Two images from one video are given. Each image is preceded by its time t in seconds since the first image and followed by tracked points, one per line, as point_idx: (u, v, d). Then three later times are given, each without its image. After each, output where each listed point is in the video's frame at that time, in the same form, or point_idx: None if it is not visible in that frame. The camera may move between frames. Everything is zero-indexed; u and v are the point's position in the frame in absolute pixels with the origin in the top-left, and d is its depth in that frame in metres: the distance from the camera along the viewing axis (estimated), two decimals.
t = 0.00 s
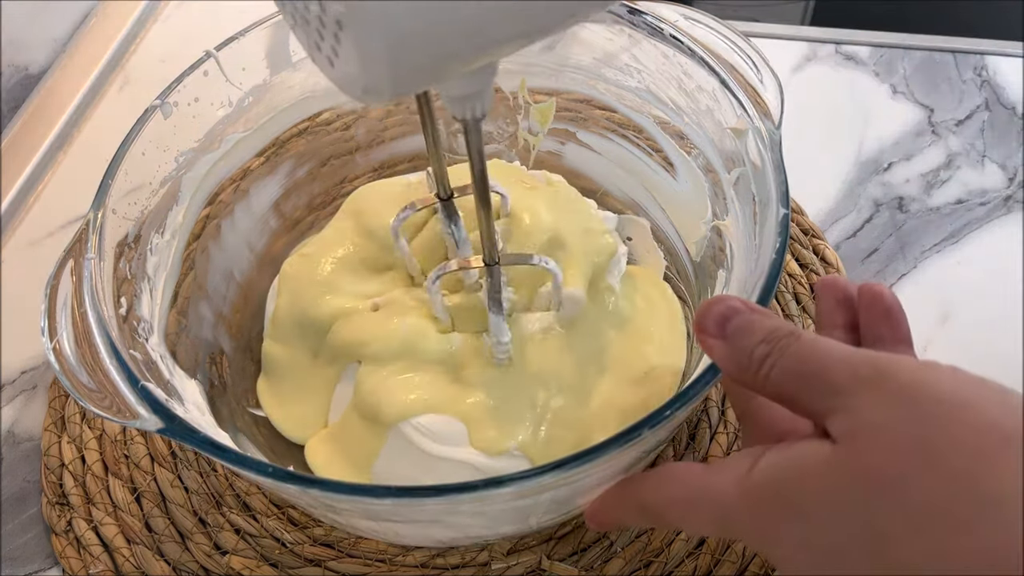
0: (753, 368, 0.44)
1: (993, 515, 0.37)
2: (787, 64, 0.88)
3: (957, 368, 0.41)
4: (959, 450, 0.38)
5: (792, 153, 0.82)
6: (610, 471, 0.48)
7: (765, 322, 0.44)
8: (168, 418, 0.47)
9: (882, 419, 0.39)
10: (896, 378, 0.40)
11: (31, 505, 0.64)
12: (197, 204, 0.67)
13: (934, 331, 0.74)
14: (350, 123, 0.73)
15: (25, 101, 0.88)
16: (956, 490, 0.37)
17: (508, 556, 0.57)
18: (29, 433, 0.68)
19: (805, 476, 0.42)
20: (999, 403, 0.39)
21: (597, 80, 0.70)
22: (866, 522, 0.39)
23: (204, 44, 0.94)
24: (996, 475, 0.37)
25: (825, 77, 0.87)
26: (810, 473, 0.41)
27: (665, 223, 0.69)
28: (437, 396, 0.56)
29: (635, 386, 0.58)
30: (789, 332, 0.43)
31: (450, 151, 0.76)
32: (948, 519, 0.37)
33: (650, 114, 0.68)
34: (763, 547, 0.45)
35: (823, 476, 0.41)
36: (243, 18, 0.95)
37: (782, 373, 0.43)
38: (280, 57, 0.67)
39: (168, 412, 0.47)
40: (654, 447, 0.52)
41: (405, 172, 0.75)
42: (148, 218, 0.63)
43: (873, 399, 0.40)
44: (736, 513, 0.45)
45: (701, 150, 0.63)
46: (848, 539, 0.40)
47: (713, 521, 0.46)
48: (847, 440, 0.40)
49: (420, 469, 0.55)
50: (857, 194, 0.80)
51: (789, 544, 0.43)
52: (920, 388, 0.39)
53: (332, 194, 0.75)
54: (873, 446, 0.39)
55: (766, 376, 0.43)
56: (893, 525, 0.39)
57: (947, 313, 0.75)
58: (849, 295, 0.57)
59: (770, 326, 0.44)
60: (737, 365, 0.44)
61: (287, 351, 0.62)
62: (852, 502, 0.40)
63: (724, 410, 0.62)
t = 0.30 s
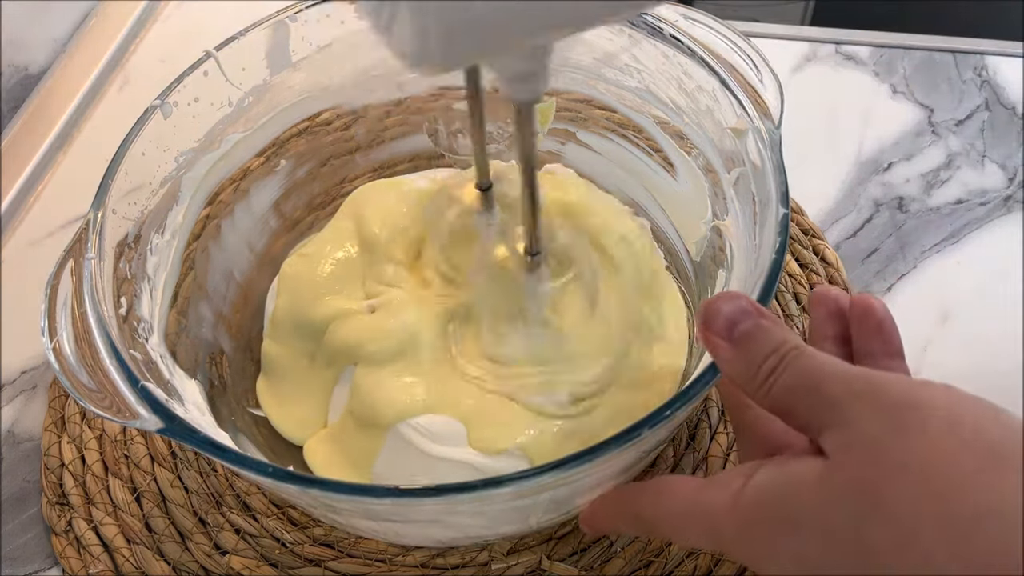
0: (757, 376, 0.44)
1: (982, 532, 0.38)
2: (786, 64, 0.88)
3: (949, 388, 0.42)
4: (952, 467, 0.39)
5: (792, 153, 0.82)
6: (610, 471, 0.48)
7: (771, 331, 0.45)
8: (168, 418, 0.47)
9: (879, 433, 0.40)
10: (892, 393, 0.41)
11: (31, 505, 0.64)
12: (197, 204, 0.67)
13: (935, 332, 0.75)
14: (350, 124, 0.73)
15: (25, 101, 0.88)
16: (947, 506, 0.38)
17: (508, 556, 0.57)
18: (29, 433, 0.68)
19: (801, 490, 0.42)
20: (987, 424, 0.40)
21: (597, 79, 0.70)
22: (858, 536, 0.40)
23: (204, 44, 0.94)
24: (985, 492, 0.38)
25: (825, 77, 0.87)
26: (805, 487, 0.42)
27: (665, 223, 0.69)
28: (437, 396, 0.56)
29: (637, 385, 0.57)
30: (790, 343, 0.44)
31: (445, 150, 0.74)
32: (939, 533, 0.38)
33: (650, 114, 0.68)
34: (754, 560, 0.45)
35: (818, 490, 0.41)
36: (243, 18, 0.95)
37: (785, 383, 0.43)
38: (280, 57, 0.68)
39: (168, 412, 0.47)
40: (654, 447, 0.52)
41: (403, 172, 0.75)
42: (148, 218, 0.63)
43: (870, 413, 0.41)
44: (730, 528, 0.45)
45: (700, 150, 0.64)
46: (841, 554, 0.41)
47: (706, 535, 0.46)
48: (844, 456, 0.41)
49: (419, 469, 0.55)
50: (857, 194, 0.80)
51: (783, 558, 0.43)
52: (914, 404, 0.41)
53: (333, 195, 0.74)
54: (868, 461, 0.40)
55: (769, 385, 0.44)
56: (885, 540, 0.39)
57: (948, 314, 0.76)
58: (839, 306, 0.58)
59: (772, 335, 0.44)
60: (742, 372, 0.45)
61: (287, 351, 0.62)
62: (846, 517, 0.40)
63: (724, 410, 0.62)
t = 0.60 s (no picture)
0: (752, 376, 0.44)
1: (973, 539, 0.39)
2: (787, 64, 0.88)
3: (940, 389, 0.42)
4: (942, 473, 0.39)
5: (791, 153, 0.82)
6: (610, 471, 0.48)
7: (768, 331, 0.44)
8: (168, 418, 0.47)
9: (870, 440, 0.40)
10: (885, 399, 0.41)
11: (31, 505, 0.64)
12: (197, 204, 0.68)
13: (934, 331, 0.75)
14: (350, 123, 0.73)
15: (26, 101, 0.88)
16: (937, 512, 0.39)
17: (509, 556, 0.57)
18: (29, 433, 0.68)
19: (794, 496, 0.43)
20: (977, 427, 0.40)
21: (596, 79, 0.69)
22: (855, 542, 0.40)
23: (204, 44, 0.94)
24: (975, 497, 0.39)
25: (825, 77, 0.87)
26: (802, 495, 0.42)
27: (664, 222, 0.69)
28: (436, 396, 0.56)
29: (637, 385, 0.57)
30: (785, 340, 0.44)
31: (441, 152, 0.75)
32: (930, 541, 0.39)
33: (650, 114, 0.68)
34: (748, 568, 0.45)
35: (813, 497, 0.42)
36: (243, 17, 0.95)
37: (779, 387, 0.43)
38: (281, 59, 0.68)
39: (168, 412, 0.47)
40: (653, 447, 0.52)
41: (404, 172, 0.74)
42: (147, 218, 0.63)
43: (865, 419, 0.41)
44: (725, 534, 0.45)
45: (701, 150, 0.64)
46: (840, 560, 0.41)
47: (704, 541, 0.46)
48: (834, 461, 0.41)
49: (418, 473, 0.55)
50: (857, 194, 0.80)
51: (776, 565, 0.43)
52: (906, 409, 0.40)
53: (332, 196, 0.73)
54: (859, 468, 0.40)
55: (765, 387, 0.44)
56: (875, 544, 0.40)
57: (948, 314, 0.75)
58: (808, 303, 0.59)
59: (768, 333, 0.44)
60: (738, 371, 0.45)
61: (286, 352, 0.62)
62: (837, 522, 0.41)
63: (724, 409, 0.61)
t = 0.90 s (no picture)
0: (748, 375, 0.44)
1: (961, 544, 0.40)
2: (787, 64, 0.88)
3: (933, 388, 0.42)
4: (938, 480, 0.40)
5: (791, 152, 0.82)
6: (610, 471, 0.48)
7: (763, 329, 0.44)
8: (168, 419, 0.47)
9: (862, 449, 0.41)
10: (876, 405, 0.41)
11: (31, 505, 0.64)
12: (197, 204, 0.68)
13: (935, 331, 0.74)
14: (350, 123, 0.73)
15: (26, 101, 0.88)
16: (925, 520, 0.40)
17: (509, 556, 0.57)
18: (29, 433, 0.68)
19: (788, 502, 0.44)
20: (968, 431, 0.41)
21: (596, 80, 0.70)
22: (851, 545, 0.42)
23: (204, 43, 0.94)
24: (964, 505, 0.40)
25: (824, 77, 0.87)
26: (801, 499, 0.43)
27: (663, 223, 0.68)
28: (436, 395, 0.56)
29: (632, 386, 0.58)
30: (784, 340, 0.44)
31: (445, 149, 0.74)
32: (924, 544, 0.40)
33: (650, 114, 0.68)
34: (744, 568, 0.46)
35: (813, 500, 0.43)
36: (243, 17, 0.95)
37: (781, 390, 0.43)
38: (280, 59, 0.68)
39: (168, 412, 0.47)
40: (653, 447, 0.52)
41: (405, 170, 0.74)
42: (147, 219, 0.63)
43: (866, 424, 0.41)
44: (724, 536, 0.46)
45: (701, 150, 0.64)
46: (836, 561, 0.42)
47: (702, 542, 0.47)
48: (827, 469, 0.42)
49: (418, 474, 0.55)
50: (857, 194, 0.80)
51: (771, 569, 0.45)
52: (897, 417, 0.41)
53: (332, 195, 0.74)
54: (851, 477, 0.41)
55: (765, 388, 0.44)
56: (866, 549, 0.41)
57: (948, 313, 0.75)
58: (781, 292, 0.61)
59: (767, 333, 0.44)
60: (731, 369, 0.45)
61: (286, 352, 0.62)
62: (830, 529, 0.42)
63: (724, 409, 0.61)
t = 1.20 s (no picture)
0: (752, 376, 0.45)
1: (971, 548, 0.39)
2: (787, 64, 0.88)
3: (938, 391, 0.42)
4: (944, 480, 0.40)
5: (791, 152, 0.82)
6: (610, 471, 0.48)
7: (766, 331, 0.44)
8: (168, 419, 0.47)
9: (868, 451, 0.41)
10: (882, 406, 0.41)
11: (31, 504, 0.64)
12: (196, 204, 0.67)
13: (935, 331, 0.74)
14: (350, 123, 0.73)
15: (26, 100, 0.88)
16: (933, 521, 0.40)
17: (509, 556, 0.57)
18: (29, 433, 0.68)
19: (794, 504, 0.43)
20: (974, 433, 0.41)
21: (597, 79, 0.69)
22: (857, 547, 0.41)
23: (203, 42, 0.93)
24: (973, 508, 0.40)
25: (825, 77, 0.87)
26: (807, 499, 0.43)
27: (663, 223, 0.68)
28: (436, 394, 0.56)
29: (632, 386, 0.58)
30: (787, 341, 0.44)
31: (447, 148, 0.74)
32: (931, 546, 0.40)
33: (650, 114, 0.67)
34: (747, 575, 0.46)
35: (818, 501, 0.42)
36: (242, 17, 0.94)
37: (783, 390, 0.43)
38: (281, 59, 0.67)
39: (168, 413, 0.47)
40: (653, 447, 0.52)
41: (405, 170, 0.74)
42: (147, 218, 0.63)
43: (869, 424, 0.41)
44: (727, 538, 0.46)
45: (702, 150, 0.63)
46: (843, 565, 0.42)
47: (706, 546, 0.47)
48: (833, 470, 0.42)
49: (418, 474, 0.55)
50: (857, 194, 0.80)
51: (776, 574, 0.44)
52: (903, 417, 0.41)
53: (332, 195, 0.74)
54: (857, 478, 0.41)
55: (767, 387, 0.44)
56: (873, 552, 0.41)
57: (948, 313, 0.75)
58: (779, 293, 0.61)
59: (770, 333, 0.44)
60: (735, 369, 0.45)
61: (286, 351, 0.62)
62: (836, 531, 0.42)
63: (724, 409, 0.61)
